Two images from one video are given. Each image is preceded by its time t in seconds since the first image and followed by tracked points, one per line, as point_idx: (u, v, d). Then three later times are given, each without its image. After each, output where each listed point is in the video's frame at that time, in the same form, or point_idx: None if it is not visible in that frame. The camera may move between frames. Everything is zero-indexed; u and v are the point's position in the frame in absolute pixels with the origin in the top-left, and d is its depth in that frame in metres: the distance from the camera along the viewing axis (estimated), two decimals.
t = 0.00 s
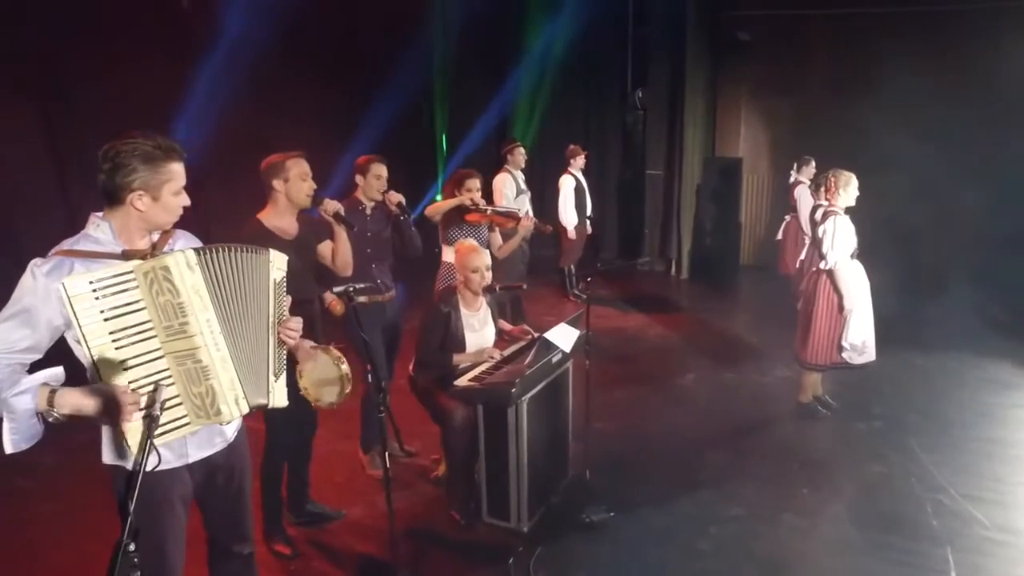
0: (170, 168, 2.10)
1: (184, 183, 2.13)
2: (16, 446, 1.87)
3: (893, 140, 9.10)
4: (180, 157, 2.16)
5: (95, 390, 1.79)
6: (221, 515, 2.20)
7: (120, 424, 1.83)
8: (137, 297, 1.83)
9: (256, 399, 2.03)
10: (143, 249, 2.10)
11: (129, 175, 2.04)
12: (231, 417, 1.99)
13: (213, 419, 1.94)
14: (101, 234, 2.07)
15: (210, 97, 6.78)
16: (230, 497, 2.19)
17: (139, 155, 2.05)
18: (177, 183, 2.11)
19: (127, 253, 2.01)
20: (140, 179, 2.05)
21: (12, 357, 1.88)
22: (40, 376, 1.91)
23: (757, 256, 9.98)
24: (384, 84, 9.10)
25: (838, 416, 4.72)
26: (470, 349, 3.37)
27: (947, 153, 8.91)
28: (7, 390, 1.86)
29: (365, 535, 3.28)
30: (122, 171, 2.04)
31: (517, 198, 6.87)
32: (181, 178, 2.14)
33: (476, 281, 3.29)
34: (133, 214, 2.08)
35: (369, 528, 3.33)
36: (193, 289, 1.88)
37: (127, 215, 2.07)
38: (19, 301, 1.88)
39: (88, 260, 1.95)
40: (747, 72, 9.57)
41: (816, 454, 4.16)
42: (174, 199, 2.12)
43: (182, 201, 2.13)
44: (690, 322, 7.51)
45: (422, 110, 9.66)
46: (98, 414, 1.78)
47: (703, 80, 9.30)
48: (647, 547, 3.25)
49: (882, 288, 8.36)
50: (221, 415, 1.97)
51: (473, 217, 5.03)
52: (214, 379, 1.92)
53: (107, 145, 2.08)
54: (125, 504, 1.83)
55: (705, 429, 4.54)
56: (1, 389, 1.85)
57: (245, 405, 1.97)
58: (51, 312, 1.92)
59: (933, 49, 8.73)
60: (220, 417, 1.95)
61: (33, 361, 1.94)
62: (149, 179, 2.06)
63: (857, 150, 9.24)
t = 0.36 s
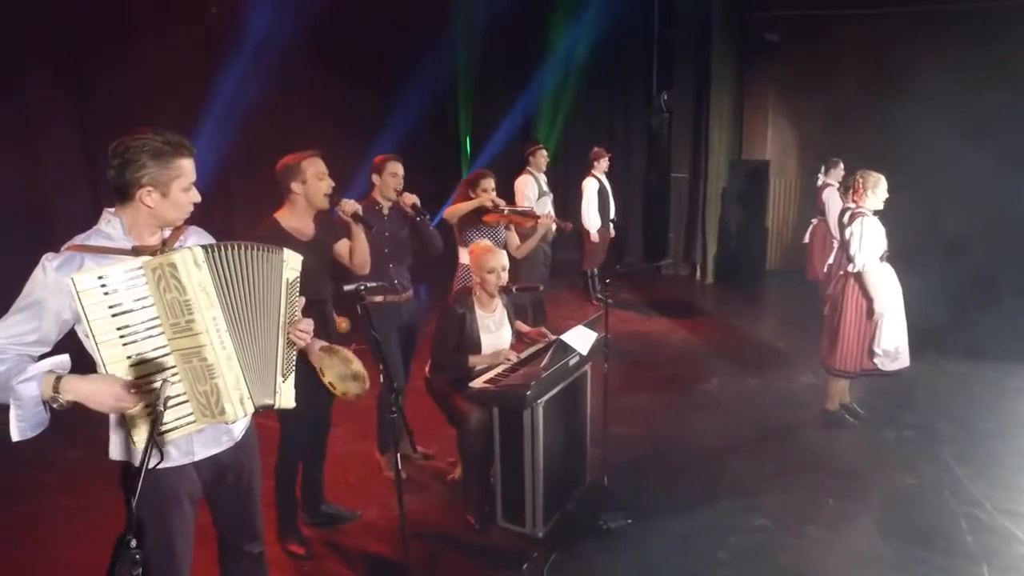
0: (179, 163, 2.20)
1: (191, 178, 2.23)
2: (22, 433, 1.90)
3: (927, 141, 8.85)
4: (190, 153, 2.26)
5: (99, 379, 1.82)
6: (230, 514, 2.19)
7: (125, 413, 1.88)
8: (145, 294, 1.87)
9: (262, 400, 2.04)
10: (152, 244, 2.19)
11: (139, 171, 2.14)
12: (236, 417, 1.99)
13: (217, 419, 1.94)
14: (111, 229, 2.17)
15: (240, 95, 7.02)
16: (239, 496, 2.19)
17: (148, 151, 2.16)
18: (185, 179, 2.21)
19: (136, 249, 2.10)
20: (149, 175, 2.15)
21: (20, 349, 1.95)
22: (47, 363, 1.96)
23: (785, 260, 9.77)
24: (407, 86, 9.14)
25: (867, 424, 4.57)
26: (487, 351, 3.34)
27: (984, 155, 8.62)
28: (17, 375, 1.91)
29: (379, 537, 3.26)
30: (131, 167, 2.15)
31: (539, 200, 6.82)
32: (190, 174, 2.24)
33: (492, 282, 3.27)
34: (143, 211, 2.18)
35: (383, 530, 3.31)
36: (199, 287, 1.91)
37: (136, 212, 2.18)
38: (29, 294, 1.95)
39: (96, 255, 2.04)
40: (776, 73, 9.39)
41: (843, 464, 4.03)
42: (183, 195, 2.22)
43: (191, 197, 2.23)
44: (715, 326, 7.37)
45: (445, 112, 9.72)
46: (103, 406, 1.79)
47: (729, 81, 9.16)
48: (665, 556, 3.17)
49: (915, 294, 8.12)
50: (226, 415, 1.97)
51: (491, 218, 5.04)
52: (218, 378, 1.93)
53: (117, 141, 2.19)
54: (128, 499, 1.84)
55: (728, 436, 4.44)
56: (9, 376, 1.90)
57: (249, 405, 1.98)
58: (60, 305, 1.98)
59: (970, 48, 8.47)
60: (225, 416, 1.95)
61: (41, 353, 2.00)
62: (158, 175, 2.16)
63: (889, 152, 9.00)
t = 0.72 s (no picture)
0: (193, 165, 2.23)
1: (205, 180, 2.25)
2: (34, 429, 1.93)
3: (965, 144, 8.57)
4: (204, 154, 2.29)
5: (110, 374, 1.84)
6: (239, 513, 2.22)
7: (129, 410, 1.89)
8: (156, 293, 1.88)
9: (269, 402, 2.05)
10: (165, 244, 2.23)
11: (154, 171, 2.17)
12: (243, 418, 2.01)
13: (224, 420, 1.96)
14: (125, 229, 2.19)
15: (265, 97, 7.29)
16: (248, 496, 2.22)
17: (163, 151, 2.19)
18: (199, 180, 2.24)
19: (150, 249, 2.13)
20: (164, 176, 2.18)
21: (34, 345, 2.00)
22: (59, 359, 1.99)
23: (815, 266, 9.55)
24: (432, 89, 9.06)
25: (897, 436, 4.42)
26: (501, 355, 3.36)
27: None
28: (29, 370, 1.94)
29: (393, 541, 3.25)
30: (146, 168, 2.18)
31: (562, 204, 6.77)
32: (204, 175, 2.27)
33: (507, 285, 3.26)
34: (157, 211, 2.21)
35: (397, 533, 3.30)
36: (209, 287, 1.92)
37: (151, 212, 2.21)
38: (44, 291, 1.99)
39: (108, 254, 2.08)
40: (807, 74, 9.19)
41: (871, 477, 3.89)
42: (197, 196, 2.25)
43: (204, 198, 2.26)
44: (741, 333, 7.23)
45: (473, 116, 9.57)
46: (108, 401, 1.81)
47: (759, 83, 8.98)
48: (682, 567, 3.09)
49: (952, 302, 7.84)
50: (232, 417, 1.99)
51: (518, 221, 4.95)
52: (226, 379, 1.95)
53: (132, 142, 2.22)
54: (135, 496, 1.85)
55: (751, 445, 4.32)
56: (22, 370, 1.94)
57: (255, 407, 1.99)
58: (75, 302, 2.03)
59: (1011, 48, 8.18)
60: (231, 417, 1.97)
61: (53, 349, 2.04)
62: (172, 175, 2.19)
63: (925, 155, 8.73)
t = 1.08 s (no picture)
0: (207, 167, 2.25)
1: (219, 182, 2.27)
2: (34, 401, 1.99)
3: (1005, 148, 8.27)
4: (218, 156, 2.31)
5: (108, 333, 1.83)
6: (247, 513, 2.25)
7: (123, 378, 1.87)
8: (163, 295, 1.91)
9: (276, 405, 2.07)
10: (178, 246, 2.26)
11: (169, 173, 2.20)
12: (248, 420, 2.03)
13: (230, 421, 1.99)
14: (138, 230, 2.23)
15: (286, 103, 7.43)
16: (255, 498, 2.24)
17: (177, 153, 2.21)
18: (212, 182, 2.26)
19: (163, 251, 2.17)
20: (180, 178, 2.20)
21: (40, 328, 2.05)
22: (58, 329, 2.03)
23: (846, 272, 9.32)
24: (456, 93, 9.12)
25: (928, 449, 4.26)
26: (516, 360, 3.33)
27: None
28: (28, 340, 1.99)
29: (404, 546, 3.24)
30: (161, 169, 2.20)
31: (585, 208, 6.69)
32: (217, 177, 2.29)
33: (522, 289, 3.24)
34: (172, 212, 2.23)
35: (409, 538, 3.29)
36: (214, 289, 1.95)
37: (166, 214, 2.23)
38: (59, 287, 2.04)
39: (122, 253, 2.12)
40: (838, 77, 8.99)
41: (898, 491, 3.75)
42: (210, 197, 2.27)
43: (218, 199, 2.28)
44: (768, 340, 7.07)
45: (498, 120, 9.62)
46: (108, 358, 1.79)
47: (789, 85, 8.79)
48: None
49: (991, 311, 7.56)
50: (238, 418, 2.02)
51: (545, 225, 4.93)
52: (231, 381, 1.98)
53: (148, 144, 2.25)
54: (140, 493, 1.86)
55: (774, 456, 4.21)
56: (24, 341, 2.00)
57: (261, 409, 2.03)
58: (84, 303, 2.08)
59: None
60: (236, 418, 2.01)
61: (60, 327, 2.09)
62: (187, 177, 2.21)
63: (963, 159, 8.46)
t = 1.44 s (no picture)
0: (221, 166, 2.26)
1: (234, 181, 2.29)
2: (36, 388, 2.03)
3: None
4: (232, 156, 2.33)
5: (116, 324, 1.85)
6: (254, 512, 2.26)
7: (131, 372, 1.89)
8: (174, 291, 1.92)
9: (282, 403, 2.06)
10: (190, 243, 2.27)
11: (184, 171, 2.22)
12: (252, 419, 2.03)
13: (234, 419, 1.99)
14: (152, 228, 2.26)
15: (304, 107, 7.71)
16: (261, 497, 2.26)
17: (193, 152, 2.23)
18: (227, 181, 2.28)
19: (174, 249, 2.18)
20: (194, 175, 2.22)
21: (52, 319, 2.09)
22: (66, 319, 2.07)
23: (877, 278, 9.07)
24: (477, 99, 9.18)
25: (959, 461, 4.11)
26: (530, 363, 3.30)
27: None
28: (36, 328, 2.05)
29: (415, 549, 3.22)
30: (176, 167, 2.22)
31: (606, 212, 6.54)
32: (232, 177, 2.31)
33: (534, 292, 3.20)
34: (186, 210, 2.25)
35: (420, 541, 3.28)
36: (223, 287, 1.95)
37: (180, 211, 2.25)
38: (74, 281, 2.09)
39: (134, 249, 2.14)
40: (868, 77, 8.78)
41: (925, 505, 3.62)
42: (224, 196, 2.29)
43: (231, 198, 2.30)
44: (793, 346, 6.91)
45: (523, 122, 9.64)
46: (109, 351, 1.81)
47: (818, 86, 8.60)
48: None
49: None
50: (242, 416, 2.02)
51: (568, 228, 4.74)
52: (236, 379, 1.98)
53: (164, 142, 2.27)
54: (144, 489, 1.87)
55: (796, 465, 4.09)
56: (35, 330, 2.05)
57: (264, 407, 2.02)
58: (93, 299, 2.12)
59: None
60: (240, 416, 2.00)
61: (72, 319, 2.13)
62: (202, 175, 2.23)
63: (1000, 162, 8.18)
